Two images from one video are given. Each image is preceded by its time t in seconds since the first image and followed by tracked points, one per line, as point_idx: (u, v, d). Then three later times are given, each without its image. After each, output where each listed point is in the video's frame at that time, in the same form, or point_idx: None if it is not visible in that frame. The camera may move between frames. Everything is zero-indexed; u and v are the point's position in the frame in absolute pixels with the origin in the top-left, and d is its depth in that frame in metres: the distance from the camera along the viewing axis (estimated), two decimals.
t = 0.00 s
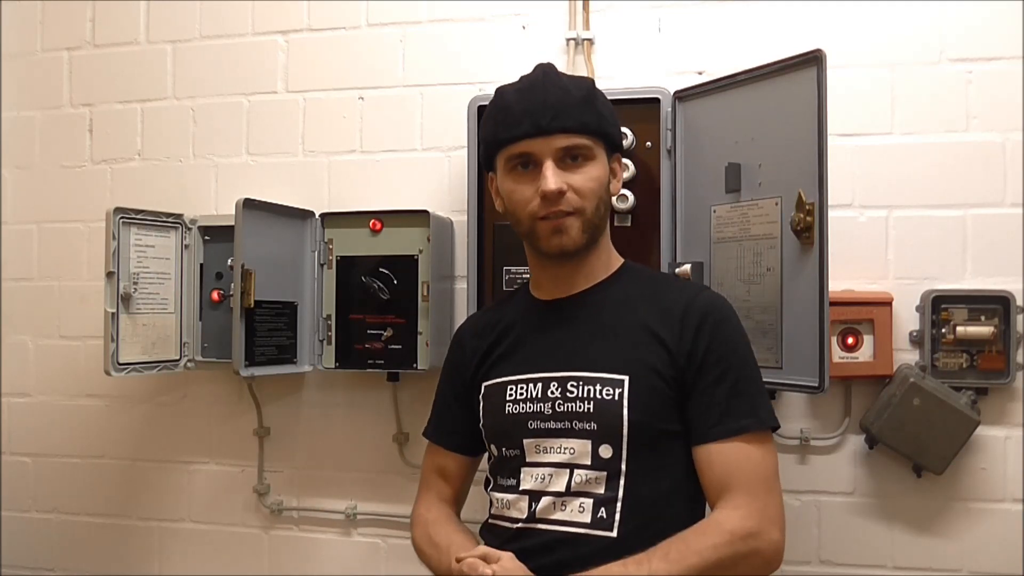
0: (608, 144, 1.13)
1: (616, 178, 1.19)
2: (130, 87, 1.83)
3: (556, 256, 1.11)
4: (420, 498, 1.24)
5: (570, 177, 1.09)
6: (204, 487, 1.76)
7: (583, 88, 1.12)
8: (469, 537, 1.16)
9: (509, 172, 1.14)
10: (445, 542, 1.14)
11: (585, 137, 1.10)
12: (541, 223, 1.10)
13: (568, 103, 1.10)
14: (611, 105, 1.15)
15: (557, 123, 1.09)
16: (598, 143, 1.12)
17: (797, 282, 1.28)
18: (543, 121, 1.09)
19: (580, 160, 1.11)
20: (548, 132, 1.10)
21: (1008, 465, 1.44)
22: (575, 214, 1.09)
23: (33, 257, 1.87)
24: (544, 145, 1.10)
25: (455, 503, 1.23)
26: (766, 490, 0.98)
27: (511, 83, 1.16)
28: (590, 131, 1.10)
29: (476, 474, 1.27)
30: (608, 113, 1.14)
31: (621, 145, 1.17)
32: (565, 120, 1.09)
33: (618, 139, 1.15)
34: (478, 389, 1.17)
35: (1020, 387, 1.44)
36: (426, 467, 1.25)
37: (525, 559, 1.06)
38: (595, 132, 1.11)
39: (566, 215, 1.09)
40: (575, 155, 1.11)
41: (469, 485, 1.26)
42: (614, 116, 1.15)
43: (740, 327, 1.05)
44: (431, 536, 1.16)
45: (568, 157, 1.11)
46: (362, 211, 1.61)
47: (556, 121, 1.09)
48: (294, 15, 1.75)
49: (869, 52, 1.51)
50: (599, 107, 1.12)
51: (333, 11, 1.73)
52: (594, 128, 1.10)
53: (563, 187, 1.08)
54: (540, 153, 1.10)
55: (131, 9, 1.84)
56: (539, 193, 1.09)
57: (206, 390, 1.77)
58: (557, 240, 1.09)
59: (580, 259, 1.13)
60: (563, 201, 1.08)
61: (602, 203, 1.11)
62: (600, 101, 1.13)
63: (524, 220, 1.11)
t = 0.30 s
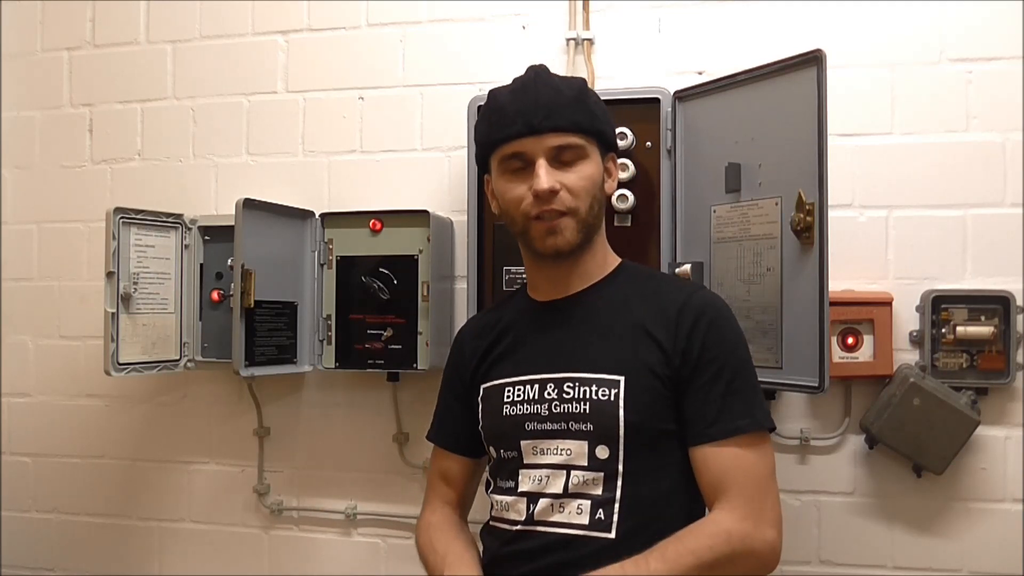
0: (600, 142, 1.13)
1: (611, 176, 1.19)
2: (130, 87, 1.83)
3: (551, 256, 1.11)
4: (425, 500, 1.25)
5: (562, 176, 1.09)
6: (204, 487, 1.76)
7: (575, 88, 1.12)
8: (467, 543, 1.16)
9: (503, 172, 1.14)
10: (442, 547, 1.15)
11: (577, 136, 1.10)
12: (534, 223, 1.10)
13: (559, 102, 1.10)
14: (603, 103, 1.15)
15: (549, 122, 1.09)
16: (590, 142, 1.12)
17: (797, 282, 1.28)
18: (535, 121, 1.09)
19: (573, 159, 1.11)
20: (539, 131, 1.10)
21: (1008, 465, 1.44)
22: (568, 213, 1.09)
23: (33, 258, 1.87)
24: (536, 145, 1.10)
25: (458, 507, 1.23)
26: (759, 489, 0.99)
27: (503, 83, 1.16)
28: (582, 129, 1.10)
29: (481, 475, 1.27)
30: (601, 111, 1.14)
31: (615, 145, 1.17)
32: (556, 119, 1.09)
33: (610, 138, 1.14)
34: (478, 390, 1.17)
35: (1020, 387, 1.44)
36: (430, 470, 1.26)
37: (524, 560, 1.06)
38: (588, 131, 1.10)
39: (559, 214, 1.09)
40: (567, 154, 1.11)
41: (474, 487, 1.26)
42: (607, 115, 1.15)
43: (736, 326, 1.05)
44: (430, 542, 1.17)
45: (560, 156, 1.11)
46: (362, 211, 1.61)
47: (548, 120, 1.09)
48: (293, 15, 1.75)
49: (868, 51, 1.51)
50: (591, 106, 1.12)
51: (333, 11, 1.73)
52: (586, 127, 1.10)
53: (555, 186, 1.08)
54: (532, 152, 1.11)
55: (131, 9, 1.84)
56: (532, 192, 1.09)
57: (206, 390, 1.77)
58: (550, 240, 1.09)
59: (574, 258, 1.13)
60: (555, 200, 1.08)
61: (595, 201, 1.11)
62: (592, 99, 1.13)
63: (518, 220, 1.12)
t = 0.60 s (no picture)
0: (600, 143, 1.13)
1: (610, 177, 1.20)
2: (130, 87, 1.83)
3: (550, 256, 1.12)
4: (419, 499, 1.24)
5: (562, 177, 1.10)
6: (204, 487, 1.76)
7: (575, 88, 1.12)
8: (462, 546, 1.17)
9: (503, 173, 1.15)
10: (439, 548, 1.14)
11: (577, 137, 1.10)
12: (533, 223, 1.10)
13: (559, 103, 1.11)
14: (603, 104, 1.15)
15: (549, 123, 1.09)
16: (591, 144, 1.12)
17: (797, 283, 1.28)
18: (535, 122, 1.10)
19: (573, 160, 1.12)
20: (539, 132, 1.10)
21: (1008, 465, 1.44)
22: (567, 214, 1.09)
23: (32, 258, 1.87)
24: (536, 146, 1.11)
25: (452, 508, 1.23)
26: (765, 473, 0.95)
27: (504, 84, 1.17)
28: (582, 131, 1.10)
29: (474, 476, 1.28)
30: (602, 112, 1.14)
31: (615, 146, 1.17)
32: (556, 120, 1.09)
33: (611, 139, 1.15)
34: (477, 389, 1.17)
35: (1020, 387, 1.44)
36: (425, 469, 1.25)
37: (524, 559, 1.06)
38: (588, 132, 1.11)
39: (558, 215, 1.09)
40: (567, 155, 1.11)
41: (466, 488, 1.26)
42: (607, 116, 1.15)
43: (735, 324, 1.05)
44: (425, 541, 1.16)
45: (560, 157, 1.11)
46: (363, 211, 1.61)
47: (548, 121, 1.09)
48: (293, 15, 1.75)
49: (869, 52, 1.51)
50: (591, 106, 1.12)
51: (333, 11, 1.73)
52: (587, 128, 1.11)
53: (555, 187, 1.08)
54: (532, 153, 1.11)
55: (131, 9, 1.84)
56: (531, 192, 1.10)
57: (206, 390, 1.77)
58: (549, 241, 1.10)
59: (573, 259, 1.13)
60: (555, 202, 1.09)
61: (594, 203, 1.11)
62: (592, 100, 1.13)
63: (517, 220, 1.12)
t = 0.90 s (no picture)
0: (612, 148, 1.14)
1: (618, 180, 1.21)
2: (130, 87, 1.83)
3: (557, 257, 1.13)
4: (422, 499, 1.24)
5: (574, 180, 1.10)
6: (204, 487, 1.76)
7: (588, 91, 1.13)
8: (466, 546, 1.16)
9: (513, 173, 1.15)
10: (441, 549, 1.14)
11: (590, 141, 1.11)
12: (543, 226, 1.11)
13: (572, 105, 1.11)
14: (614, 107, 1.16)
15: (562, 126, 1.10)
16: (602, 147, 1.13)
17: (797, 283, 1.28)
18: (548, 126, 1.10)
19: (584, 163, 1.12)
20: (552, 134, 1.11)
21: (1008, 465, 1.44)
22: (577, 218, 1.10)
23: (32, 258, 1.87)
24: (548, 148, 1.11)
25: (457, 507, 1.23)
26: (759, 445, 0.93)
27: (516, 84, 1.17)
28: (594, 135, 1.11)
29: (478, 476, 1.27)
30: (613, 116, 1.15)
31: (624, 149, 1.18)
32: (569, 123, 1.10)
33: (622, 143, 1.16)
34: (478, 389, 1.17)
35: (1021, 387, 1.44)
36: (428, 469, 1.25)
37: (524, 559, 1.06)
38: (599, 135, 1.11)
39: (568, 219, 1.09)
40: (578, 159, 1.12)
41: (471, 488, 1.26)
42: (618, 120, 1.17)
43: (732, 316, 1.06)
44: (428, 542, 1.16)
45: (572, 159, 1.12)
46: (362, 211, 1.61)
47: (561, 124, 1.10)
48: (293, 15, 1.75)
49: (869, 52, 1.51)
50: (603, 109, 1.13)
51: (333, 11, 1.73)
52: (599, 132, 1.12)
53: (566, 191, 1.09)
54: (544, 155, 1.12)
55: (131, 9, 1.84)
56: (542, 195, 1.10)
57: (206, 390, 1.77)
58: (557, 243, 1.10)
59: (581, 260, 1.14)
60: (566, 206, 1.09)
61: (604, 206, 1.12)
62: (604, 103, 1.14)
63: (526, 221, 1.13)
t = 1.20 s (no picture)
0: (613, 145, 1.15)
1: (619, 178, 1.21)
2: (131, 87, 1.83)
3: (558, 256, 1.12)
4: (422, 499, 1.24)
5: (575, 178, 1.10)
6: (203, 487, 1.76)
7: (591, 89, 1.13)
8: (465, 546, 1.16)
9: (514, 171, 1.15)
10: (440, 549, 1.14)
11: (592, 138, 1.12)
12: (543, 223, 1.11)
13: (575, 103, 1.12)
14: (616, 105, 1.16)
15: (564, 124, 1.10)
16: (603, 145, 1.13)
17: (797, 282, 1.28)
18: (550, 123, 1.10)
19: (586, 161, 1.12)
20: (554, 131, 1.11)
21: (1008, 464, 1.44)
22: (577, 216, 1.10)
23: (32, 258, 1.87)
24: (550, 145, 1.11)
25: (456, 507, 1.23)
26: (767, 451, 0.92)
27: (518, 83, 1.18)
28: (596, 132, 1.12)
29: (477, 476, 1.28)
30: (615, 115, 1.15)
31: (626, 147, 1.18)
32: (572, 120, 1.10)
33: (623, 141, 1.16)
34: (479, 389, 1.17)
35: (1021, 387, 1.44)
36: (429, 469, 1.25)
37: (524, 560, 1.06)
38: (602, 133, 1.12)
39: (568, 216, 1.09)
40: (579, 156, 1.12)
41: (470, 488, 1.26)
42: (619, 118, 1.17)
43: (737, 319, 1.05)
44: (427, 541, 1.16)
45: (574, 157, 1.12)
46: (362, 211, 1.61)
47: (563, 121, 1.10)
48: (293, 15, 1.75)
49: (869, 52, 1.51)
50: (606, 108, 1.14)
51: (333, 11, 1.73)
52: (601, 129, 1.12)
53: (567, 187, 1.09)
54: (546, 152, 1.12)
55: (131, 9, 1.84)
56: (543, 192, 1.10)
57: (206, 390, 1.77)
58: (558, 241, 1.10)
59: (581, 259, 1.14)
60: (566, 203, 1.09)
61: (604, 204, 1.12)
62: (606, 101, 1.14)
63: (527, 219, 1.13)
